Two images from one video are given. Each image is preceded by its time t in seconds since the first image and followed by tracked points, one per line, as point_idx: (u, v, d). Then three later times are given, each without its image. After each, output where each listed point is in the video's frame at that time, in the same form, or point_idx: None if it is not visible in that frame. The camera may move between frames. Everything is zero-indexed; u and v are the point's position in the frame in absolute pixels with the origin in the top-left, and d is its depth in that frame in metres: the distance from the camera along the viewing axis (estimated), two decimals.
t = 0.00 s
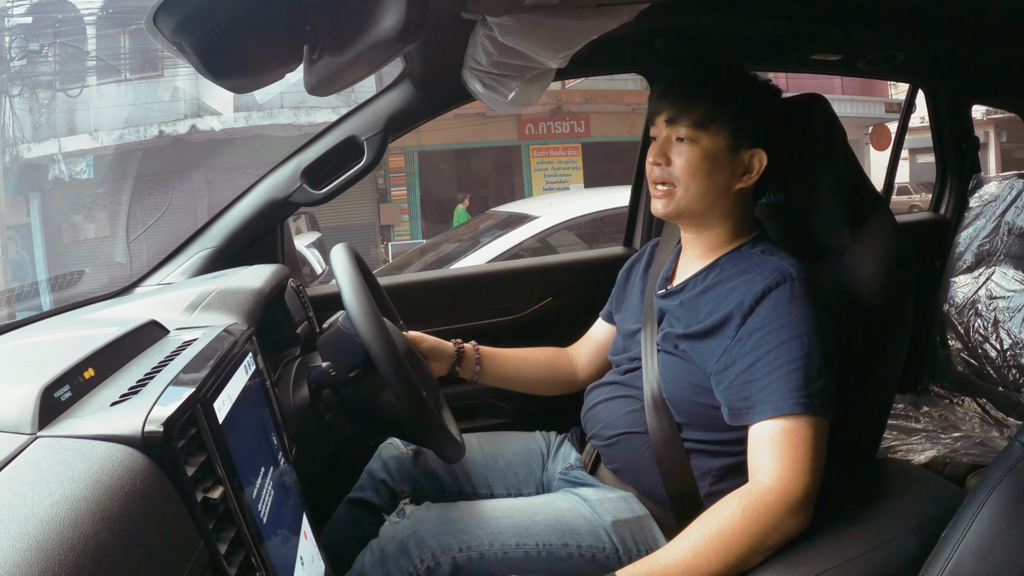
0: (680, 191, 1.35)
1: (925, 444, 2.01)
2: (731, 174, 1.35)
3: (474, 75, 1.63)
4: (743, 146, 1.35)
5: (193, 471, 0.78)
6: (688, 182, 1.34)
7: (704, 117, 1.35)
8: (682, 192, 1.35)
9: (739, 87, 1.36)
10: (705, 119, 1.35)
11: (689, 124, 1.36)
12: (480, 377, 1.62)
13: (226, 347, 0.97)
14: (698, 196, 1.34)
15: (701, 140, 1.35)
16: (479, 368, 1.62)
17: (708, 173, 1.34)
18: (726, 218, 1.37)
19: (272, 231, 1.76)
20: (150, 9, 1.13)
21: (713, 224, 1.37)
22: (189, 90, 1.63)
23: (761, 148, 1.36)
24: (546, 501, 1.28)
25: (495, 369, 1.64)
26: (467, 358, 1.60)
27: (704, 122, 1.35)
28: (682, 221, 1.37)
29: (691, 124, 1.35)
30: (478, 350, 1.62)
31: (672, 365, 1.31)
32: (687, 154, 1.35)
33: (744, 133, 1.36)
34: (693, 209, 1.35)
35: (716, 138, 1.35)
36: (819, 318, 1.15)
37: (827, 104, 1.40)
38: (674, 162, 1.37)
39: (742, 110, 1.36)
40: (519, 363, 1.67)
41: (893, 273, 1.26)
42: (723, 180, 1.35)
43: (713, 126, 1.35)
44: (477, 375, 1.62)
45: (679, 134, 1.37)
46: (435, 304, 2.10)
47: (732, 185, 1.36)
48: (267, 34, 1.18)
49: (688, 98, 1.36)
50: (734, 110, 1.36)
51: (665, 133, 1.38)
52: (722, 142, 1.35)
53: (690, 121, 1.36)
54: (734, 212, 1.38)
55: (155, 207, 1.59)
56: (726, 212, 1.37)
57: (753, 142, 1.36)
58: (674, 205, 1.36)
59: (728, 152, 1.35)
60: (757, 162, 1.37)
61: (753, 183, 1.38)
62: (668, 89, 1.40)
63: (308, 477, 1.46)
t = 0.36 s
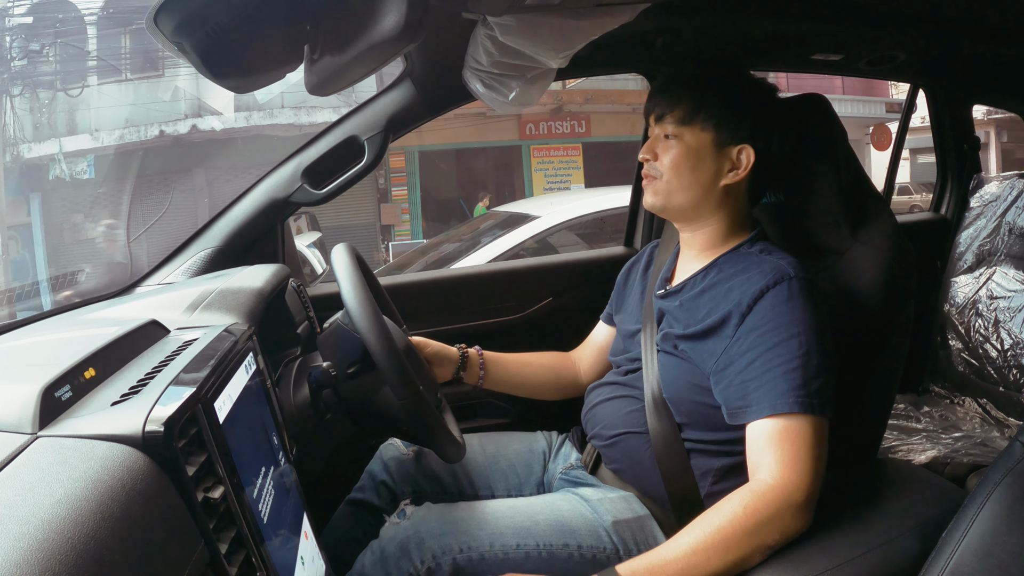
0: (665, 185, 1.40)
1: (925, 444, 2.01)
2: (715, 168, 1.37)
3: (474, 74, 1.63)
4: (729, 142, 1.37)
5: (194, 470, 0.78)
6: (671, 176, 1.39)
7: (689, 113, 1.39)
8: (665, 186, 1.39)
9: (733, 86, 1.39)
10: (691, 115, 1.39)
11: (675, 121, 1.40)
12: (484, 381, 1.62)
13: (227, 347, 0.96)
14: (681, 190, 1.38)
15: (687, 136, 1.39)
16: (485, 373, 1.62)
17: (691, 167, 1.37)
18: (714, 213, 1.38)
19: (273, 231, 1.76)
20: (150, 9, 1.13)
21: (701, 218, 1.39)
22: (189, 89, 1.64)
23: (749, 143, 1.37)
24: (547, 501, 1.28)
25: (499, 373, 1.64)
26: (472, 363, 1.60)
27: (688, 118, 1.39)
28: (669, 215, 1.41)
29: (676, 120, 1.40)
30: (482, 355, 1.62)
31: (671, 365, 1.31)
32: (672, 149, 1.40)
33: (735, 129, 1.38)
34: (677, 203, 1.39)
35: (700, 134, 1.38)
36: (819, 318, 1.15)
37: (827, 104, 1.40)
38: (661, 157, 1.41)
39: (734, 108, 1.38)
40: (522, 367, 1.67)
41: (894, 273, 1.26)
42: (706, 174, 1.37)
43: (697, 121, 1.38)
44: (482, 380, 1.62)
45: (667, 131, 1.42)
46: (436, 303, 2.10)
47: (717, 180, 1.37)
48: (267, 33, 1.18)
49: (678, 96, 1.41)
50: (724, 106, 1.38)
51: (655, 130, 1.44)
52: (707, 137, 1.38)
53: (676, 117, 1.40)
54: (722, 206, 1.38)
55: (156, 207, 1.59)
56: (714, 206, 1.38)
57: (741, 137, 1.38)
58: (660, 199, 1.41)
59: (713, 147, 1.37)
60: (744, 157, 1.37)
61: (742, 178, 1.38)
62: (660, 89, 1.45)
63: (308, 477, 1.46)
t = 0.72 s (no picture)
0: (660, 183, 1.42)
1: (926, 444, 2.01)
2: (707, 165, 1.37)
3: (475, 74, 1.64)
4: (721, 139, 1.38)
5: (194, 470, 0.78)
6: (666, 175, 1.41)
7: (682, 112, 1.41)
8: (661, 184, 1.42)
9: (733, 86, 1.39)
10: (686, 113, 1.40)
11: (669, 120, 1.42)
12: (485, 381, 1.62)
13: (227, 347, 0.96)
14: (674, 187, 1.40)
15: (680, 133, 1.40)
16: (485, 373, 1.62)
17: (684, 165, 1.39)
18: (708, 210, 1.39)
19: (273, 231, 1.76)
20: (150, 8, 1.12)
21: (695, 215, 1.40)
22: (189, 89, 1.64)
23: (740, 139, 1.37)
24: (552, 509, 1.27)
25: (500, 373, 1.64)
26: (472, 362, 1.61)
27: (681, 116, 1.41)
28: (666, 212, 1.43)
29: (669, 119, 1.42)
30: (483, 354, 1.63)
31: (672, 365, 1.31)
32: (667, 148, 1.42)
33: (733, 128, 1.38)
34: (672, 200, 1.40)
35: (692, 131, 1.39)
36: (820, 318, 1.15)
37: (828, 104, 1.40)
38: (657, 156, 1.43)
39: (733, 108, 1.38)
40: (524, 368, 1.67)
41: (895, 273, 1.25)
42: (698, 171, 1.38)
43: (690, 119, 1.40)
44: (483, 380, 1.62)
45: (662, 130, 1.44)
46: (436, 303, 2.10)
47: (709, 177, 1.37)
48: (268, 33, 1.18)
49: (674, 96, 1.42)
50: (721, 106, 1.38)
51: (652, 130, 1.46)
52: (700, 135, 1.38)
53: (670, 116, 1.42)
54: (717, 203, 1.38)
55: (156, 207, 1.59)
56: (708, 204, 1.38)
57: (736, 134, 1.38)
58: (656, 197, 1.43)
59: (705, 143, 1.38)
60: (736, 153, 1.37)
61: (735, 174, 1.38)
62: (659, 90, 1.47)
63: (309, 477, 1.46)
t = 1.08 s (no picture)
0: (657, 183, 1.44)
1: (926, 444, 2.01)
2: (700, 164, 1.38)
3: (475, 74, 1.64)
4: (714, 137, 1.37)
5: (194, 470, 0.78)
6: (661, 175, 1.42)
7: (677, 111, 1.41)
8: (657, 184, 1.43)
9: (732, 84, 1.38)
10: (680, 112, 1.40)
11: (665, 120, 1.43)
12: (485, 381, 1.62)
13: (227, 347, 0.96)
14: (669, 186, 1.41)
15: (674, 132, 1.41)
16: (485, 373, 1.62)
17: (677, 163, 1.39)
18: (703, 208, 1.38)
19: (273, 231, 1.76)
20: (150, 8, 1.12)
21: (691, 214, 1.40)
22: (189, 89, 1.62)
23: (733, 136, 1.36)
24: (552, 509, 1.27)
25: (500, 373, 1.64)
26: (472, 363, 1.61)
27: (676, 116, 1.41)
28: (663, 211, 1.44)
29: (665, 119, 1.43)
30: (483, 354, 1.62)
31: (673, 365, 1.31)
32: (663, 148, 1.42)
33: (733, 126, 1.37)
34: (667, 200, 1.41)
35: (686, 131, 1.40)
36: (821, 318, 1.15)
37: (828, 105, 1.40)
38: (654, 156, 1.44)
39: (733, 106, 1.37)
40: (524, 368, 1.67)
41: (895, 273, 1.25)
42: (691, 170, 1.38)
43: (684, 118, 1.40)
44: (483, 381, 1.62)
45: (660, 130, 1.45)
46: (437, 304, 2.10)
47: (702, 176, 1.38)
48: (269, 33, 1.18)
49: (671, 96, 1.42)
50: (719, 104, 1.38)
51: (651, 130, 1.47)
52: (693, 133, 1.39)
53: (665, 116, 1.43)
54: (712, 201, 1.38)
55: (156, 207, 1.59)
56: (702, 202, 1.38)
57: (729, 132, 1.37)
58: (653, 196, 1.44)
59: (698, 142, 1.38)
60: (729, 150, 1.36)
61: (728, 172, 1.37)
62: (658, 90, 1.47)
63: (310, 477, 1.46)
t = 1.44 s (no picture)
0: (658, 182, 1.44)
1: (926, 444, 2.01)
2: (702, 164, 1.38)
3: (475, 74, 1.64)
4: (716, 137, 1.37)
5: (194, 470, 0.78)
6: (663, 174, 1.42)
7: (679, 110, 1.41)
8: (658, 183, 1.43)
9: (736, 82, 1.38)
10: (684, 111, 1.40)
11: (668, 119, 1.43)
12: (485, 381, 1.62)
13: (228, 347, 0.96)
14: (670, 186, 1.41)
15: (677, 131, 1.41)
16: (485, 373, 1.62)
17: (679, 163, 1.39)
18: (704, 209, 1.39)
19: (273, 231, 1.76)
20: (151, 8, 1.12)
21: (692, 213, 1.40)
22: (190, 90, 1.65)
23: (735, 137, 1.36)
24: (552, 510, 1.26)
25: (500, 373, 1.64)
26: (472, 363, 1.61)
27: (678, 116, 1.41)
28: (664, 210, 1.44)
29: (668, 118, 1.43)
30: (483, 354, 1.62)
31: (674, 366, 1.31)
32: (665, 147, 1.43)
33: (736, 126, 1.37)
34: (668, 199, 1.42)
35: (689, 130, 1.40)
36: (822, 319, 1.15)
37: (829, 106, 1.40)
38: (656, 155, 1.44)
39: (735, 105, 1.37)
40: (524, 368, 1.67)
41: (895, 273, 1.25)
42: (692, 170, 1.38)
43: (687, 117, 1.40)
44: (483, 380, 1.62)
45: (663, 129, 1.45)
46: (437, 304, 2.10)
47: (704, 176, 1.38)
48: (268, 33, 1.18)
49: (674, 95, 1.42)
50: (722, 104, 1.38)
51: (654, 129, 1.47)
52: (696, 133, 1.39)
53: (668, 115, 1.43)
54: (712, 202, 1.38)
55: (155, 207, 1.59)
56: (703, 202, 1.39)
57: (732, 133, 1.37)
58: (654, 194, 1.44)
59: (700, 142, 1.38)
60: (732, 152, 1.36)
61: (730, 173, 1.37)
62: (659, 89, 1.47)
63: (310, 477, 1.46)
